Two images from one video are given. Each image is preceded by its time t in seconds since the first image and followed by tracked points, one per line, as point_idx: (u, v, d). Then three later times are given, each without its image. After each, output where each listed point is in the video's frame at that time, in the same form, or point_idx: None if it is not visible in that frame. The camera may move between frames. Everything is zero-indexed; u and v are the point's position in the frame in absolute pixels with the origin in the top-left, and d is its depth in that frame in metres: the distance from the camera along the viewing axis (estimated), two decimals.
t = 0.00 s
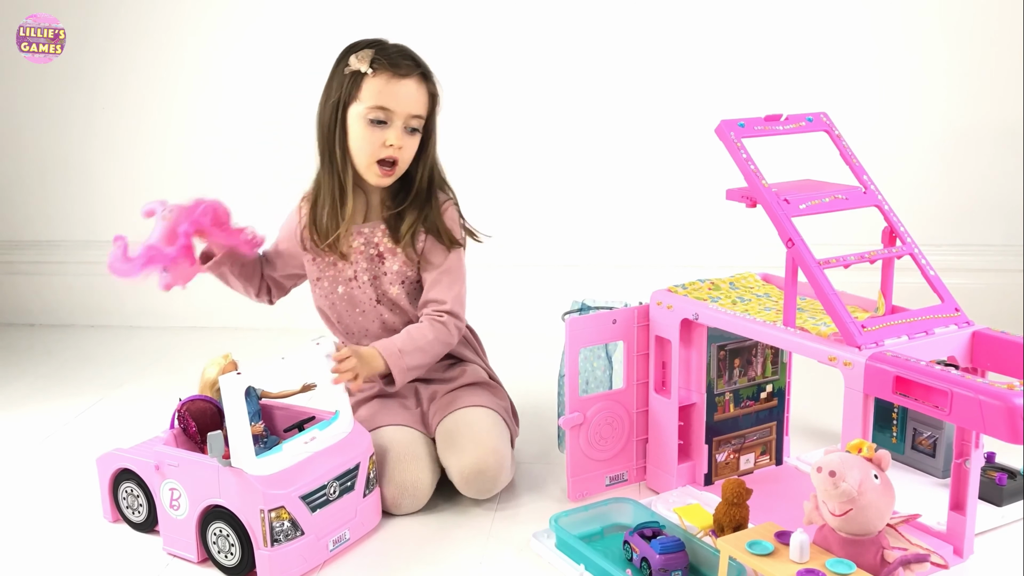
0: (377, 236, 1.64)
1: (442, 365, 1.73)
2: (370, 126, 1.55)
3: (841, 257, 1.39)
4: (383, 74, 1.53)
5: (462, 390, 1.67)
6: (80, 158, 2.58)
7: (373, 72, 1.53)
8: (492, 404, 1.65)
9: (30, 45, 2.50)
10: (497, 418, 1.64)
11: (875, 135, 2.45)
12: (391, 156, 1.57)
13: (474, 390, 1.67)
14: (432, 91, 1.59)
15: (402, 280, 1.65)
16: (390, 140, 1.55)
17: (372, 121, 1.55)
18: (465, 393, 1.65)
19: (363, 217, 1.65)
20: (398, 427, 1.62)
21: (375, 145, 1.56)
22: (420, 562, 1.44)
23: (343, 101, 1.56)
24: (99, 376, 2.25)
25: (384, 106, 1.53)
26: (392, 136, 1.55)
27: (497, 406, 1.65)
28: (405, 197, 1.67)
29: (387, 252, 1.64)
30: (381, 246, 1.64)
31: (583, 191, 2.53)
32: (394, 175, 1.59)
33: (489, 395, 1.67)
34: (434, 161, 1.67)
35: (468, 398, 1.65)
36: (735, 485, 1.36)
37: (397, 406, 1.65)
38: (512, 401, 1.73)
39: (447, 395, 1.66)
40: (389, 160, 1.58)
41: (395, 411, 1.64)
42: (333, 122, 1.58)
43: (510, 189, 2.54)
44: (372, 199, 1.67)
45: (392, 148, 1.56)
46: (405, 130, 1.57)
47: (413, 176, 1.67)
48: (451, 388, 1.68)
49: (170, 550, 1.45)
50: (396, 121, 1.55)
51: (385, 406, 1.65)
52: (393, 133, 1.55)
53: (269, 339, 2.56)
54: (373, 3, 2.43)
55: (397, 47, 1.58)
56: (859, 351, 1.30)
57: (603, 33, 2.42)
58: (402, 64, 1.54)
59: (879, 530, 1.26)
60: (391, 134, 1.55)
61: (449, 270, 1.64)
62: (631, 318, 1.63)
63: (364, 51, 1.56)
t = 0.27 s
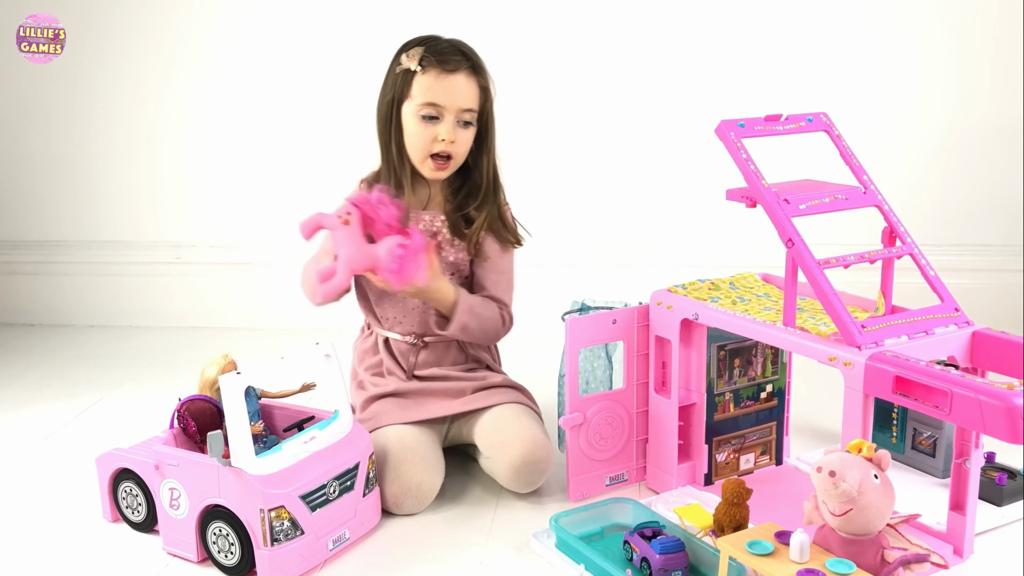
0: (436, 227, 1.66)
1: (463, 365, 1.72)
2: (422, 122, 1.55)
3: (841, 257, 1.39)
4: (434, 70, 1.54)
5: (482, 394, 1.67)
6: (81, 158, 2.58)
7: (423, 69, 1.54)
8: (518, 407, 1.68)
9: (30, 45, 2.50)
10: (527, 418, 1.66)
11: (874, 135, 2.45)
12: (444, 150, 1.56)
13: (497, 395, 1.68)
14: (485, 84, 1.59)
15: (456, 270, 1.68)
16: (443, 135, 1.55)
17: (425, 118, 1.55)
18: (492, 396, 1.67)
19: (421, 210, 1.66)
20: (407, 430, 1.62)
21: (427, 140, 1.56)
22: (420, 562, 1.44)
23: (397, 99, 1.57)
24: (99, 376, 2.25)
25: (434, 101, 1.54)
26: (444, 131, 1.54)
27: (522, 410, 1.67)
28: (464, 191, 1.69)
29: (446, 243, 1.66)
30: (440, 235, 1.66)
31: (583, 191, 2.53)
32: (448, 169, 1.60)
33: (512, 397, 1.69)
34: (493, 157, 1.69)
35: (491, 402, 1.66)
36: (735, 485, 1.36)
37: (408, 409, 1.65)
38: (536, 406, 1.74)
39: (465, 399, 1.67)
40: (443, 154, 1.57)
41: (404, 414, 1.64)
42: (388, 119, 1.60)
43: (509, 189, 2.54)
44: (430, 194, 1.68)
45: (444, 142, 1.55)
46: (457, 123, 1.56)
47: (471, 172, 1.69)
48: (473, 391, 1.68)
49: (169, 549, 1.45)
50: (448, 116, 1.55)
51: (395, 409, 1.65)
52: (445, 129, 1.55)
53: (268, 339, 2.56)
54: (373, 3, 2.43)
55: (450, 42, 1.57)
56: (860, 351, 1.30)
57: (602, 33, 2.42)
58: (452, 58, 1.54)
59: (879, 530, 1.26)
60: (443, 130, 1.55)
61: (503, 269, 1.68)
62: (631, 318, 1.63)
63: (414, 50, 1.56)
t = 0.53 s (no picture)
0: (480, 232, 1.68)
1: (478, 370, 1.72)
2: (459, 118, 1.56)
3: (841, 257, 1.39)
4: (468, 66, 1.54)
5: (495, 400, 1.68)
6: (81, 158, 2.58)
7: (458, 66, 1.55)
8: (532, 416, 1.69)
9: (30, 45, 2.50)
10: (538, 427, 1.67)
11: (874, 135, 2.45)
12: (481, 146, 1.57)
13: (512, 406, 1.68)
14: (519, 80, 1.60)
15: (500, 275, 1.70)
16: (480, 130, 1.56)
17: (461, 114, 1.56)
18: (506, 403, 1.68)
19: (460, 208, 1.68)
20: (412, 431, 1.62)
21: (464, 136, 1.56)
22: (420, 562, 1.44)
23: (433, 96, 1.59)
24: (99, 376, 2.25)
25: (470, 97, 1.55)
26: (480, 127, 1.55)
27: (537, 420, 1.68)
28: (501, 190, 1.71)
29: (490, 247, 1.69)
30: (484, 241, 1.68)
31: (583, 190, 2.53)
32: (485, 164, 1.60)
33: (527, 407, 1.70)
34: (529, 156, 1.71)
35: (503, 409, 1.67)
36: (735, 485, 1.36)
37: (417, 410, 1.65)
38: (545, 413, 1.74)
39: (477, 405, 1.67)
40: (479, 150, 1.58)
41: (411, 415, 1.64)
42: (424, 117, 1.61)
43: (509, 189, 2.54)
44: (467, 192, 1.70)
45: (481, 138, 1.56)
46: (493, 118, 1.57)
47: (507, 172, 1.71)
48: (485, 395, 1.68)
49: (169, 549, 1.45)
50: (484, 111, 1.56)
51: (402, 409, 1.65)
52: (481, 124, 1.56)
53: (269, 338, 2.56)
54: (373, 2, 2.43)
55: (483, 39, 1.58)
56: (859, 351, 1.30)
57: (602, 33, 2.42)
58: (488, 54, 1.55)
59: (879, 530, 1.26)
60: (479, 125, 1.56)
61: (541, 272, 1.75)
62: (631, 318, 1.63)
63: (449, 45, 1.57)
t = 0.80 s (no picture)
0: (483, 240, 1.68)
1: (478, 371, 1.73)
2: (474, 119, 1.55)
3: (841, 257, 1.39)
4: (486, 67, 1.54)
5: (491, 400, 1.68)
6: (81, 158, 2.58)
7: (477, 67, 1.54)
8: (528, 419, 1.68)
9: (30, 45, 2.50)
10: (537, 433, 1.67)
11: (874, 135, 2.45)
12: (497, 148, 1.56)
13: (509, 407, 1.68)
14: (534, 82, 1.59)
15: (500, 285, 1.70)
16: (495, 132, 1.55)
17: (476, 115, 1.55)
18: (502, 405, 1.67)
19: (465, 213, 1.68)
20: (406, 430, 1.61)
21: (479, 137, 1.56)
22: (419, 561, 1.44)
23: (448, 95, 1.58)
24: (98, 376, 2.25)
25: (487, 98, 1.54)
26: (497, 129, 1.54)
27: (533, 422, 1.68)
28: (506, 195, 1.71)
29: (491, 255, 1.68)
30: (486, 249, 1.68)
31: (583, 191, 2.53)
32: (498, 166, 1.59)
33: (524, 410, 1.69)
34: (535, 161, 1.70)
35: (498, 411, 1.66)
36: (735, 485, 1.36)
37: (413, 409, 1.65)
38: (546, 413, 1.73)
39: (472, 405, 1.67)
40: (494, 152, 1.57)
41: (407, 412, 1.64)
42: (437, 117, 1.60)
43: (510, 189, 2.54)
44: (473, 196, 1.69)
45: (498, 140, 1.55)
46: (508, 121, 1.56)
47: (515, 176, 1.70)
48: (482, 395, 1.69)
49: (169, 549, 1.45)
50: (500, 113, 1.55)
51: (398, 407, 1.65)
52: (497, 126, 1.55)
53: (269, 338, 2.56)
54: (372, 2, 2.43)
55: (501, 40, 1.57)
56: (859, 351, 1.30)
57: (602, 33, 2.42)
58: (506, 56, 1.54)
59: (879, 530, 1.26)
60: (495, 126, 1.55)
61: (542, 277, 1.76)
62: (631, 318, 1.63)
63: (467, 45, 1.56)
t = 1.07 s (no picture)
0: (480, 248, 1.69)
1: (477, 371, 1.75)
2: (474, 131, 1.54)
3: (841, 257, 1.39)
4: (487, 79, 1.52)
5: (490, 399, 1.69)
6: (82, 158, 2.58)
7: (477, 78, 1.52)
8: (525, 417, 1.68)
9: (30, 45, 2.50)
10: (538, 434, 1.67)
11: (875, 135, 2.45)
12: (497, 160, 1.55)
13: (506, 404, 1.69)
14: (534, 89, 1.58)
15: (499, 293, 1.71)
16: (494, 144, 1.54)
17: (476, 127, 1.54)
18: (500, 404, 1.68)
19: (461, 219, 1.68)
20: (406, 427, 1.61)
21: (478, 150, 1.55)
22: (419, 561, 1.44)
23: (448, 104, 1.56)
24: (99, 376, 2.25)
25: (488, 111, 1.52)
26: (498, 141, 1.54)
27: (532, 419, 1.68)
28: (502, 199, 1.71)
29: (489, 262, 1.69)
30: (482, 258, 1.68)
31: (583, 190, 2.53)
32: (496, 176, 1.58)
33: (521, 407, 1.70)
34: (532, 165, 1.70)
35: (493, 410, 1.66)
36: (735, 485, 1.36)
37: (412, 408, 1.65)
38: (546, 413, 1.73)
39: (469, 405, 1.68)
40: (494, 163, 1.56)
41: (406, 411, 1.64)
42: (435, 126, 1.59)
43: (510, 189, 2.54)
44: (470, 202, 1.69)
45: (498, 152, 1.54)
46: (507, 131, 1.55)
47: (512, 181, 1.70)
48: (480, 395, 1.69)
49: (169, 549, 1.45)
50: (501, 124, 1.54)
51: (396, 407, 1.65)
52: (498, 137, 1.54)
53: (269, 338, 2.56)
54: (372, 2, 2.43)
55: (501, 47, 1.55)
56: (860, 351, 1.30)
57: (602, 33, 2.42)
58: (508, 66, 1.53)
59: (879, 530, 1.26)
60: (496, 139, 1.54)
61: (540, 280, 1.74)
62: (631, 318, 1.63)
63: (467, 53, 1.54)
